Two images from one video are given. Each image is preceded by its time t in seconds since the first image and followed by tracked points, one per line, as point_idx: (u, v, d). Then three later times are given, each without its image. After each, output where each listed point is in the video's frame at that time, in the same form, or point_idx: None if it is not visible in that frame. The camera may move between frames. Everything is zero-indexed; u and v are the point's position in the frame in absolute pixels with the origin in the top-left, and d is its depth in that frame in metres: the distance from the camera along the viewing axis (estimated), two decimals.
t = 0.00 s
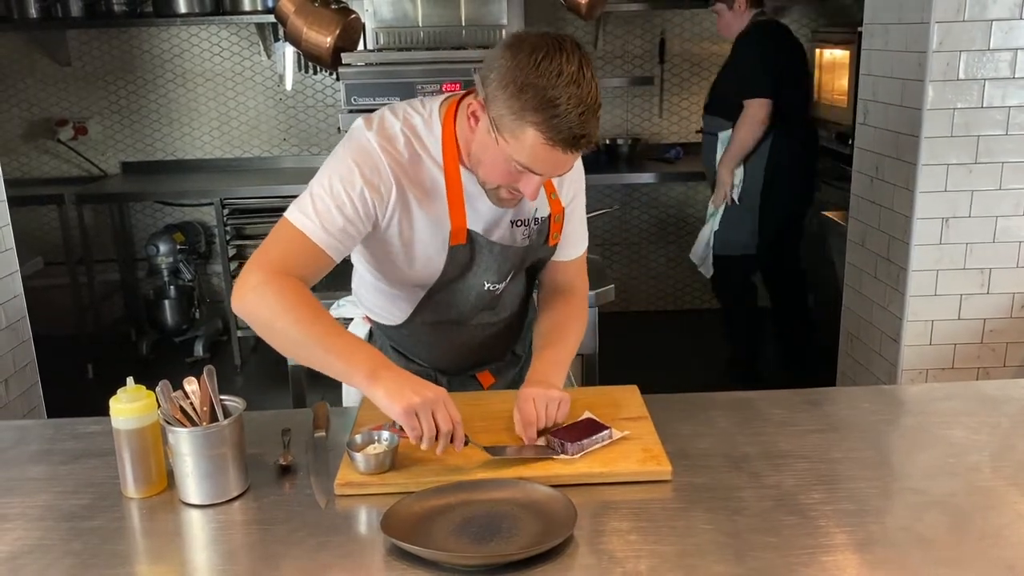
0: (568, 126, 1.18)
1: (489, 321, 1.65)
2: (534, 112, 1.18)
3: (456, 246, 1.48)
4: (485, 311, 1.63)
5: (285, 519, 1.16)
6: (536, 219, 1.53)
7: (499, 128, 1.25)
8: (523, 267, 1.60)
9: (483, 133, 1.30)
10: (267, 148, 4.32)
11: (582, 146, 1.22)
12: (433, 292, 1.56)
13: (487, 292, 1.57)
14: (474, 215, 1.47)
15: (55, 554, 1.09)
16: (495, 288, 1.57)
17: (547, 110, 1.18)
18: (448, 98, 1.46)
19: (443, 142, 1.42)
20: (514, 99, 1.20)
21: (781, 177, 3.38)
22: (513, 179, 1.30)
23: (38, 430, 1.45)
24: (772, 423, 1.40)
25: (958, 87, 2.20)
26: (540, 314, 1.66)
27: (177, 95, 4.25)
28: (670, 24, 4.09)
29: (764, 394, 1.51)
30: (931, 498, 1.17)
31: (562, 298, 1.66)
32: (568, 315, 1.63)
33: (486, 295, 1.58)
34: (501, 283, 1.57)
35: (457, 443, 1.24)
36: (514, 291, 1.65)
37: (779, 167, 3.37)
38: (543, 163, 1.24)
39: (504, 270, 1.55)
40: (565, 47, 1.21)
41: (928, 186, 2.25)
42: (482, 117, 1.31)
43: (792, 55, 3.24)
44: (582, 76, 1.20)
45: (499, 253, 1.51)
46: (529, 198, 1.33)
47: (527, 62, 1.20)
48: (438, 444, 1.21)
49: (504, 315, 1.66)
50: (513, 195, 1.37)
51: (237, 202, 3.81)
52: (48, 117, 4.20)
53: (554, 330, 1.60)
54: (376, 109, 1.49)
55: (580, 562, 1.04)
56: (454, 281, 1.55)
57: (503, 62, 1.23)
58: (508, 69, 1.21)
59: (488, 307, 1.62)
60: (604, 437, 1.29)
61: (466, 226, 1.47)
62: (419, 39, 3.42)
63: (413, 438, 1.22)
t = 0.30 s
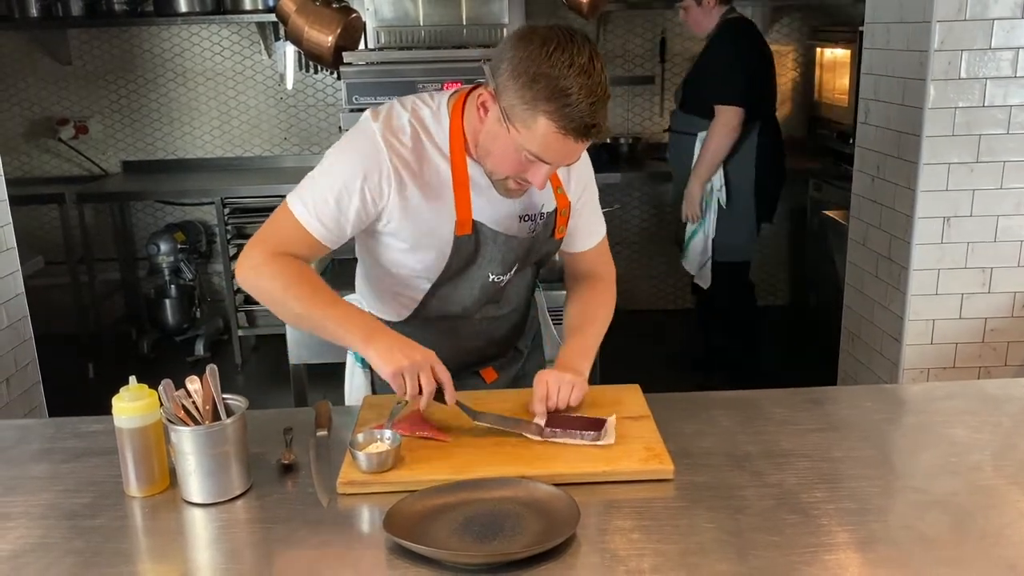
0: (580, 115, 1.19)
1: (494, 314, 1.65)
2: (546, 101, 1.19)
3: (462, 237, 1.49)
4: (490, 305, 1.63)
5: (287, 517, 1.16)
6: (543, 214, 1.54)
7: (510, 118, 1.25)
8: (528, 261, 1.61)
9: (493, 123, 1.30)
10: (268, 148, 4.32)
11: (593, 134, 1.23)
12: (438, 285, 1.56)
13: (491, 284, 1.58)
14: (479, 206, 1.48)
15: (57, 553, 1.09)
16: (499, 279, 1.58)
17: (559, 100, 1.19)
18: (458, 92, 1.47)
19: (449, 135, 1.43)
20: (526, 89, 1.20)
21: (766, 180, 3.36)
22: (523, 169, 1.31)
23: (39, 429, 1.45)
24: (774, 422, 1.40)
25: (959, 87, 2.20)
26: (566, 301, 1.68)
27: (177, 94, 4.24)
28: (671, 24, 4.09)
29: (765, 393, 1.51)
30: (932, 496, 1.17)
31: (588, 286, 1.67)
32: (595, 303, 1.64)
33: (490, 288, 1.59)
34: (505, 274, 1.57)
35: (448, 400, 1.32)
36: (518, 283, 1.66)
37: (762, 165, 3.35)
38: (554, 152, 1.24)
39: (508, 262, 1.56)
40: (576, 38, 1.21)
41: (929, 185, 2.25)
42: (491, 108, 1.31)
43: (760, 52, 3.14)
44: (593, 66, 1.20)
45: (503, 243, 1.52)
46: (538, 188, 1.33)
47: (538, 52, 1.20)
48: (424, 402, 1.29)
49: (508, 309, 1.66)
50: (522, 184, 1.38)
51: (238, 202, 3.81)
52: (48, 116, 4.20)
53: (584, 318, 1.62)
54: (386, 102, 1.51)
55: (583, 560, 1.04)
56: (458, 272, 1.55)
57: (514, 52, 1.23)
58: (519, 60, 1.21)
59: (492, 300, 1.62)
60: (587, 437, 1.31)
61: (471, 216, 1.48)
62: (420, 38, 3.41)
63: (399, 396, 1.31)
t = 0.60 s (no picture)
0: (571, 124, 1.20)
1: (495, 307, 1.65)
2: (539, 110, 1.19)
3: (457, 230, 1.51)
4: (491, 298, 1.64)
5: (289, 516, 1.16)
6: (541, 209, 1.56)
7: (503, 122, 1.25)
8: (529, 254, 1.61)
9: (487, 126, 1.31)
10: (268, 147, 4.32)
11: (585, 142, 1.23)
12: (439, 276, 1.58)
13: (489, 276, 1.59)
14: (473, 201, 1.50)
15: (60, 551, 1.09)
16: (497, 271, 1.58)
17: (551, 109, 1.19)
18: (455, 92, 1.48)
19: (444, 134, 1.46)
20: (518, 97, 1.21)
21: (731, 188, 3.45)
22: (516, 169, 1.32)
23: (42, 428, 1.45)
24: (774, 421, 1.40)
25: (959, 85, 2.20)
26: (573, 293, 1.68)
27: (178, 93, 4.25)
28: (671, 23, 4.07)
29: (766, 392, 1.51)
30: (932, 495, 1.17)
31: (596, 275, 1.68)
32: (600, 292, 1.64)
33: (489, 281, 1.60)
34: (503, 267, 1.58)
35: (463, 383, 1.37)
36: (522, 277, 1.66)
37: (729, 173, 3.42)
38: (546, 157, 1.25)
39: (505, 254, 1.56)
40: (569, 46, 1.22)
41: (929, 183, 2.26)
42: (486, 110, 1.31)
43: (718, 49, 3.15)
44: (585, 76, 1.20)
45: (500, 235, 1.53)
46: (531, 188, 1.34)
47: (531, 61, 1.20)
48: (448, 382, 1.37)
49: (512, 303, 1.66)
50: (516, 182, 1.39)
51: (238, 201, 3.81)
52: (49, 115, 4.20)
53: (590, 304, 1.62)
54: (387, 102, 1.54)
55: (584, 558, 1.04)
56: (457, 264, 1.57)
57: (508, 58, 1.23)
58: (513, 67, 1.21)
59: (493, 293, 1.63)
60: (578, 433, 1.29)
61: (466, 211, 1.50)
62: (421, 37, 3.31)
63: (433, 378, 1.41)
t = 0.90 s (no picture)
0: (568, 135, 1.20)
1: (497, 301, 1.64)
2: (535, 120, 1.19)
3: (457, 227, 1.52)
4: (494, 293, 1.63)
5: (288, 514, 1.16)
6: (541, 208, 1.55)
7: (501, 130, 1.25)
8: (531, 251, 1.61)
9: (486, 131, 1.31)
10: (268, 145, 4.32)
11: (580, 151, 1.23)
12: (441, 271, 1.59)
13: (490, 272, 1.59)
14: (475, 198, 1.50)
15: (60, 549, 1.09)
16: (497, 268, 1.58)
17: (548, 119, 1.19)
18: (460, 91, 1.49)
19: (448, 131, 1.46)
20: (517, 106, 1.21)
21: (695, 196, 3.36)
22: (513, 174, 1.32)
23: (41, 426, 1.45)
24: (774, 419, 1.40)
25: (959, 83, 2.19)
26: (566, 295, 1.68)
27: (177, 91, 4.24)
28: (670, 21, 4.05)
29: (766, 390, 1.51)
30: (932, 493, 1.17)
31: (587, 277, 1.68)
32: (591, 294, 1.64)
33: (490, 276, 1.59)
34: (503, 264, 1.58)
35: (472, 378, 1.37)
36: (525, 273, 1.65)
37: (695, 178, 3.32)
38: (543, 164, 1.25)
39: (506, 250, 1.56)
40: (567, 57, 1.21)
41: (929, 182, 2.25)
42: (486, 116, 1.31)
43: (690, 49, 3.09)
44: (583, 87, 1.20)
45: (499, 232, 1.53)
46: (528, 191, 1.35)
47: (530, 71, 1.20)
48: (455, 374, 1.37)
49: (517, 297, 1.66)
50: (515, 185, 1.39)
51: (238, 199, 3.80)
52: (48, 113, 4.20)
53: (582, 308, 1.61)
54: (394, 101, 1.55)
55: (583, 556, 1.04)
56: (458, 259, 1.57)
57: (508, 67, 1.23)
58: (512, 76, 1.21)
59: (496, 288, 1.63)
60: (578, 433, 1.29)
61: (467, 208, 1.51)
62: (420, 35, 3.31)
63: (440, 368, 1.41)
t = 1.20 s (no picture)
0: (577, 124, 1.20)
1: (505, 298, 1.65)
2: (545, 110, 1.19)
3: (467, 224, 1.52)
4: (501, 290, 1.64)
5: (288, 512, 1.16)
6: (549, 205, 1.56)
7: (512, 122, 1.26)
8: (539, 248, 1.61)
9: (497, 125, 1.31)
10: (268, 143, 4.32)
11: (591, 141, 1.23)
12: (450, 268, 1.59)
13: (498, 269, 1.59)
14: (485, 195, 1.50)
15: (60, 548, 1.09)
16: (506, 264, 1.58)
17: (557, 109, 1.19)
18: (470, 89, 1.48)
19: (458, 128, 1.46)
20: (527, 96, 1.21)
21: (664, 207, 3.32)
22: (524, 166, 1.32)
23: (42, 425, 1.45)
24: (774, 418, 1.40)
25: (960, 82, 2.19)
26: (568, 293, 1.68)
27: (177, 89, 4.24)
28: (671, 20, 4.04)
29: (766, 388, 1.51)
30: (932, 492, 1.17)
31: (590, 277, 1.67)
32: (594, 293, 1.64)
33: (498, 273, 1.60)
34: (511, 260, 1.58)
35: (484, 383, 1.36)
36: (532, 270, 1.66)
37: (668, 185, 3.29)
38: (553, 156, 1.25)
39: (515, 247, 1.56)
40: (577, 48, 1.21)
41: (929, 181, 2.25)
42: (497, 110, 1.31)
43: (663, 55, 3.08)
44: (592, 77, 1.20)
45: (508, 229, 1.53)
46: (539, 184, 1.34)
47: (540, 62, 1.21)
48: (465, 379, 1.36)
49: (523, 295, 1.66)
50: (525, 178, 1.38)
51: (238, 197, 3.80)
52: (48, 112, 4.20)
53: (583, 308, 1.61)
54: (404, 99, 1.55)
55: (584, 555, 1.04)
56: (467, 256, 1.57)
57: (518, 58, 1.23)
58: (522, 68, 1.21)
59: (504, 284, 1.63)
60: (578, 431, 1.29)
61: (477, 204, 1.50)
62: (420, 33, 3.31)
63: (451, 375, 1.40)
